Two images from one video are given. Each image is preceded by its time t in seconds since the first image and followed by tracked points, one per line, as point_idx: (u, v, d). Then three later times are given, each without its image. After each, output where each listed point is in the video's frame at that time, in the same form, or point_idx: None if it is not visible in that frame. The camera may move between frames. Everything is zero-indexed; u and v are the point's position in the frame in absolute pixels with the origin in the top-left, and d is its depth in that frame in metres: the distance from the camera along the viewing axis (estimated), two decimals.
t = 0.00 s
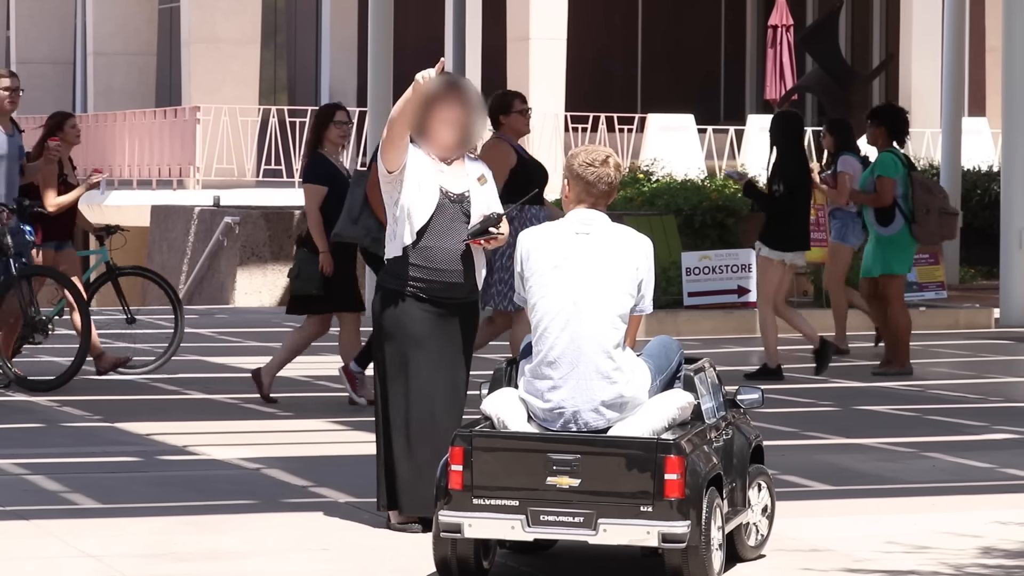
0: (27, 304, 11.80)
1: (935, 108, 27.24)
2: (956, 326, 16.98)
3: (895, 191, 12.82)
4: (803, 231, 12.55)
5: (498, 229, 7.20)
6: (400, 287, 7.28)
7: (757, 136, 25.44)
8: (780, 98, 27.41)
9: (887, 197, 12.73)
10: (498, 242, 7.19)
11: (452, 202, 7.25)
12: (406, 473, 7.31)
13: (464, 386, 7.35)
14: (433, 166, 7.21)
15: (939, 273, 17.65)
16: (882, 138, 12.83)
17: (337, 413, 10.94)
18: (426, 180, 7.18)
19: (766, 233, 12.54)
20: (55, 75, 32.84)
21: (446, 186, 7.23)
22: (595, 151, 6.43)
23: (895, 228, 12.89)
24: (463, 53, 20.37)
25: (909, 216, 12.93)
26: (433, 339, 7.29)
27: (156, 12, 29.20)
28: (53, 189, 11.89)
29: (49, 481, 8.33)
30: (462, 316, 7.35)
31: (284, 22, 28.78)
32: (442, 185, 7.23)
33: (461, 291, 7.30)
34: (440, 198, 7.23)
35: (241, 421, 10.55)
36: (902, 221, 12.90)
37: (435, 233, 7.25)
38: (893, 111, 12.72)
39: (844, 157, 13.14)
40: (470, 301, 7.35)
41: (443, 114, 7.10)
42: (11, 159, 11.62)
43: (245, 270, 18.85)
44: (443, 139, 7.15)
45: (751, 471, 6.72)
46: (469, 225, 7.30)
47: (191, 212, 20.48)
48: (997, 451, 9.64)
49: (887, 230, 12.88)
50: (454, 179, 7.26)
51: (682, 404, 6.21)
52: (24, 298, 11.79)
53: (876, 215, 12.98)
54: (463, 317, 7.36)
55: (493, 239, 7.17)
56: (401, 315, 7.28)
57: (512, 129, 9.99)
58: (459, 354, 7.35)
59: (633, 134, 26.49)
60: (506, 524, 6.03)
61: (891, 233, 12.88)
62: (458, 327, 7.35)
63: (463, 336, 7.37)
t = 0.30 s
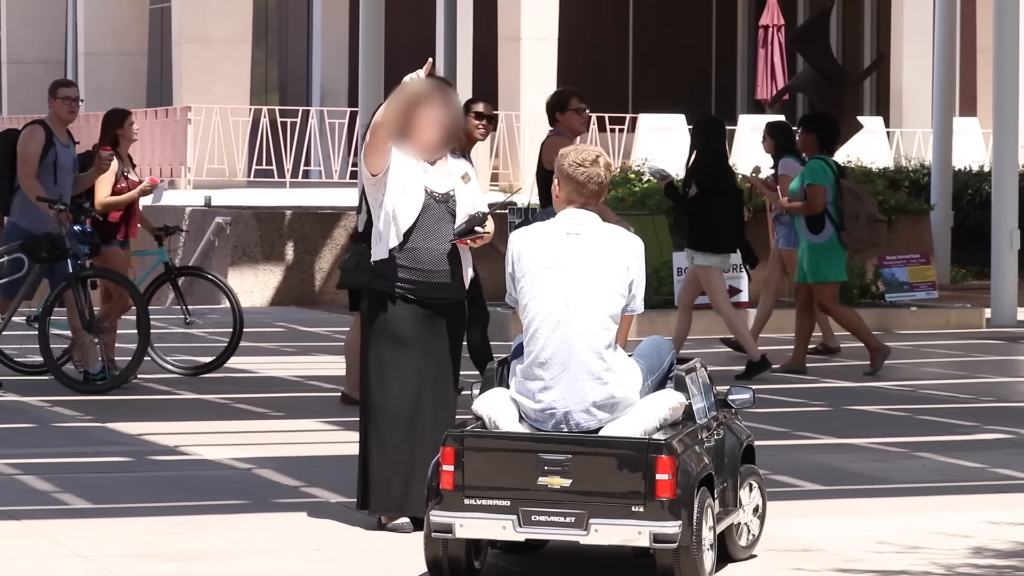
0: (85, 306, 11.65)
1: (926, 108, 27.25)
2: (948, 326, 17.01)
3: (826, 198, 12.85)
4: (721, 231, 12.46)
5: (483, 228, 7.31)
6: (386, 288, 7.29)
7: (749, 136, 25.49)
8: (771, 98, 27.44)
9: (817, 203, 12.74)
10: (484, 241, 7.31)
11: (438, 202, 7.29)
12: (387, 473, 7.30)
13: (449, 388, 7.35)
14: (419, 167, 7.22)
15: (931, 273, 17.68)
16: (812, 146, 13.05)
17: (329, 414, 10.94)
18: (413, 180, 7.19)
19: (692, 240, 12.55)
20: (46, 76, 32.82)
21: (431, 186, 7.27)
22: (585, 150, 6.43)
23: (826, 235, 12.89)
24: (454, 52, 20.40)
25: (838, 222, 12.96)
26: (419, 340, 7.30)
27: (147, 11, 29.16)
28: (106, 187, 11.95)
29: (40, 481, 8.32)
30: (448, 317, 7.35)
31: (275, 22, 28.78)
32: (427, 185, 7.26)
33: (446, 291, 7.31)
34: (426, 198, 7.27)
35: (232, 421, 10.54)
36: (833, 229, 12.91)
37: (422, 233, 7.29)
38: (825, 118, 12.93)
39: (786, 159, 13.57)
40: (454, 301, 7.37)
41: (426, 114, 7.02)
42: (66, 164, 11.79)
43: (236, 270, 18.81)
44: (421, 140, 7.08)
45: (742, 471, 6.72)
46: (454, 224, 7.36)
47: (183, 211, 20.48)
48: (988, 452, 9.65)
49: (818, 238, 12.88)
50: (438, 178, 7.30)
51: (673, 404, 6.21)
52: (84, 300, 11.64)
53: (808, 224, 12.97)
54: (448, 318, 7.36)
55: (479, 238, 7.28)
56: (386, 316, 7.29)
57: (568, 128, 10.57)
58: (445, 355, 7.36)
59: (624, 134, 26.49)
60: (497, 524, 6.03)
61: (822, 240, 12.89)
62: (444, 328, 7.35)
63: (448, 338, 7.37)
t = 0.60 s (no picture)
0: (140, 302, 11.63)
1: (922, 107, 27.22)
2: (942, 325, 17.01)
3: (769, 194, 12.80)
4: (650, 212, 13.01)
5: (476, 227, 7.33)
6: (380, 287, 7.29)
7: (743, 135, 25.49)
8: (766, 96, 27.43)
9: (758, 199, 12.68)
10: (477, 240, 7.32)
11: (430, 202, 7.31)
12: (374, 470, 7.29)
13: (446, 389, 7.35)
14: (409, 166, 7.27)
15: (925, 271, 17.68)
16: (749, 141, 12.90)
17: (323, 412, 10.93)
18: (403, 181, 7.23)
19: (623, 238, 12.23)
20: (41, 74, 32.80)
21: (422, 186, 7.29)
22: (582, 149, 6.45)
23: (767, 230, 12.83)
24: (449, 51, 20.37)
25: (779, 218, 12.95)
26: (414, 340, 7.30)
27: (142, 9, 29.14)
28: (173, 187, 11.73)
29: (36, 479, 8.32)
30: (442, 316, 7.36)
31: (270, 20, 28.77)
32: (418, 185, 7.28)
33: (440, 290, 7.33)
34: (418, 198, 7.29)
35: (227, 419, 10.53)
36: (774, 223, 12.86)
37: (414, 233, 7.31)
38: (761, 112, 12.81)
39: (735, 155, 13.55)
40: (448, 301, 7.38)
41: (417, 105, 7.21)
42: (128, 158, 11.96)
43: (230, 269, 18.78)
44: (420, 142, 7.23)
45: (738, 470, 6.72)
46: (447, 223, 7.38)
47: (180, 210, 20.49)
48: (984, 450, 9.65)
49: (759, 231, 12.81)
50: (430, 178, 7.32)
51: (669, 402, 6.20)
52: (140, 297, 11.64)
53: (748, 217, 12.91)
54: (442, 320, 7.37)
55: (472, 238, 7.30)
56: (382, 317, 7.29)
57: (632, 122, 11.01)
58: (441, 356, 7.35)
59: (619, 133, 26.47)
60: (493, 522, 6.03)
61: (763, 235, 12.83)
62: (439, 329, 7.36)
63: (443, 339, 7.37)
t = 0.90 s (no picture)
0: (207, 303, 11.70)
1: (919, 104, 27.27)
2: (940, 322, 17.03)
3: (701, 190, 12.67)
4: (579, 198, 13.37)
5: (471, 224, 7.38)
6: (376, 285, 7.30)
7: (741, 132, 25.55)
8: (764, 94, 27.48)
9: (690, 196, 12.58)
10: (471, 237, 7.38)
11: (423, 200, 7.31)
12: (370, 470, 7.29)
13: (443, 387, 7.34)
14: (401, 165, 7.27)
15: (923, 269, 17.67)
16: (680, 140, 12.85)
17: (321, 410, 10.92)
18: (395, 181, 7.22)
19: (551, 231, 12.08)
20: (39, 72, 32.80)
21: (413, 185, 7.30)
22: (580, 145, 6.41)
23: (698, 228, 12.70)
24: (446, 49, 20.39)
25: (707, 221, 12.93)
26: (411, 338, 7.30)
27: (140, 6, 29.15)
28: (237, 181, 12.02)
29: (32, 477, 8.32)
30: (438, 313, 7.36)
31: (268, 18, 28.80)
32: (411, 184, 7.29)
33: (435, 287, 7.33)
34: (411, 197, 7.29)
35: (225, 417, 10.53)
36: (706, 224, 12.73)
37: (410, 234, 7.30)
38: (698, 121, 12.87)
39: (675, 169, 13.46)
40: (443, 296, 7.38)
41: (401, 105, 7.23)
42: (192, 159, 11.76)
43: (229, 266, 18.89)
44: (419, 142, 7.27)
45: (735, 467, 6.73)
46: (441, 219, 7.40)
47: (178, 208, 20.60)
48: (982, 448, 9.65)
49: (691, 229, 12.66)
50: (422, 176, 7.33)
51: (667, 400, 6.20)
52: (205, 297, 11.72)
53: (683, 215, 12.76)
54: (438, 317, 7.36)
55: (467, 235, 7.35)
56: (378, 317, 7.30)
57: (699, 127, 11.13)
58: (438, 353, 7.35)
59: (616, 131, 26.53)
60: (490, 521, 6.03)
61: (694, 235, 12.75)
62: (435, 326, 7.35)
63: (440, 337, 7.36)
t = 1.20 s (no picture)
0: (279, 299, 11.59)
1: (921, 102, 27.24)
2: (942, 321, 17.00)
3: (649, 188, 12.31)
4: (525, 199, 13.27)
5: (467, 221, 7.31)
6: (374, 282, 7.30)
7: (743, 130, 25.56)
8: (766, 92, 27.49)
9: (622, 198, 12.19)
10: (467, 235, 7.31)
11: (422, 199, 7.30)
12: (372, 467, 7.30)
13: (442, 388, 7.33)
14: (400, 164, 7.28)
15: (926, 267, 17.66)
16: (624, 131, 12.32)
17: (324, 408, 10.92)
18: (393, 180, 7.24)
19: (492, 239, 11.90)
20: (41, 70, 32.79)
21: (411, 184, 7.30)
22: (584, 144, 6.42)
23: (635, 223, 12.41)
24: (448, 47, 20.38)
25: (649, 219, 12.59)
26: (408, 338, 7.31)
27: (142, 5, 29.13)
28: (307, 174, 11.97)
29: (35, 475, 8.32)
30: (437, 311, 7.35)
31: (270, 16, 28.80)
32: (409, 183, 7.29)
33: (437, 286, 7.31)
34: (409, 196, 7.29)
35: (227, 415, 10.53)
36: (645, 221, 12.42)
37: (409, 232, 7.30)
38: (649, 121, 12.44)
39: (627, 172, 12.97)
40: (445, 296, 7.36)
41: (397, 106, 7.23)
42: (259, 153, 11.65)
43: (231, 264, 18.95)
44: (417, 141, 7.27)
45: (738, 466, 6.72)
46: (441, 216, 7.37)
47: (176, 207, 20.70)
48: (986, 447, 9.65)
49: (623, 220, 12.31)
50: (422, 174, 7.32)
51: (670, 399, 6.20)
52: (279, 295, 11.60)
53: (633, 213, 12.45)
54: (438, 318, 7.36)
55: (463, 232, 7.29)
56: (375, 317, 7.32)
57: (775, 117, 11.17)
58: (437, 354, 7.34)
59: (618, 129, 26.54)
60: (493, 519, 6.03)
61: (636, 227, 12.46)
62: (434, 326, 7.35)
63: (438, 337, 7.36)
